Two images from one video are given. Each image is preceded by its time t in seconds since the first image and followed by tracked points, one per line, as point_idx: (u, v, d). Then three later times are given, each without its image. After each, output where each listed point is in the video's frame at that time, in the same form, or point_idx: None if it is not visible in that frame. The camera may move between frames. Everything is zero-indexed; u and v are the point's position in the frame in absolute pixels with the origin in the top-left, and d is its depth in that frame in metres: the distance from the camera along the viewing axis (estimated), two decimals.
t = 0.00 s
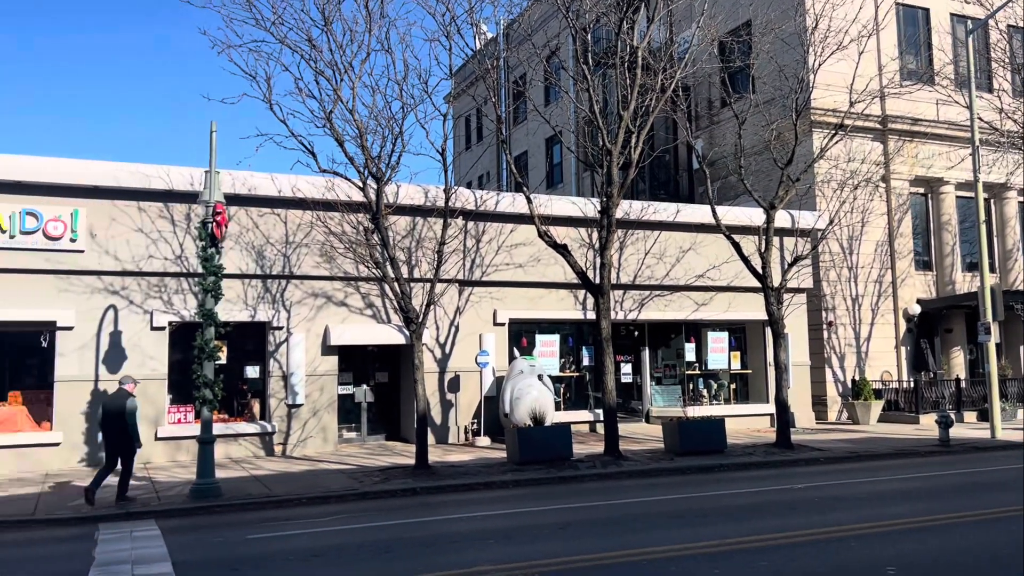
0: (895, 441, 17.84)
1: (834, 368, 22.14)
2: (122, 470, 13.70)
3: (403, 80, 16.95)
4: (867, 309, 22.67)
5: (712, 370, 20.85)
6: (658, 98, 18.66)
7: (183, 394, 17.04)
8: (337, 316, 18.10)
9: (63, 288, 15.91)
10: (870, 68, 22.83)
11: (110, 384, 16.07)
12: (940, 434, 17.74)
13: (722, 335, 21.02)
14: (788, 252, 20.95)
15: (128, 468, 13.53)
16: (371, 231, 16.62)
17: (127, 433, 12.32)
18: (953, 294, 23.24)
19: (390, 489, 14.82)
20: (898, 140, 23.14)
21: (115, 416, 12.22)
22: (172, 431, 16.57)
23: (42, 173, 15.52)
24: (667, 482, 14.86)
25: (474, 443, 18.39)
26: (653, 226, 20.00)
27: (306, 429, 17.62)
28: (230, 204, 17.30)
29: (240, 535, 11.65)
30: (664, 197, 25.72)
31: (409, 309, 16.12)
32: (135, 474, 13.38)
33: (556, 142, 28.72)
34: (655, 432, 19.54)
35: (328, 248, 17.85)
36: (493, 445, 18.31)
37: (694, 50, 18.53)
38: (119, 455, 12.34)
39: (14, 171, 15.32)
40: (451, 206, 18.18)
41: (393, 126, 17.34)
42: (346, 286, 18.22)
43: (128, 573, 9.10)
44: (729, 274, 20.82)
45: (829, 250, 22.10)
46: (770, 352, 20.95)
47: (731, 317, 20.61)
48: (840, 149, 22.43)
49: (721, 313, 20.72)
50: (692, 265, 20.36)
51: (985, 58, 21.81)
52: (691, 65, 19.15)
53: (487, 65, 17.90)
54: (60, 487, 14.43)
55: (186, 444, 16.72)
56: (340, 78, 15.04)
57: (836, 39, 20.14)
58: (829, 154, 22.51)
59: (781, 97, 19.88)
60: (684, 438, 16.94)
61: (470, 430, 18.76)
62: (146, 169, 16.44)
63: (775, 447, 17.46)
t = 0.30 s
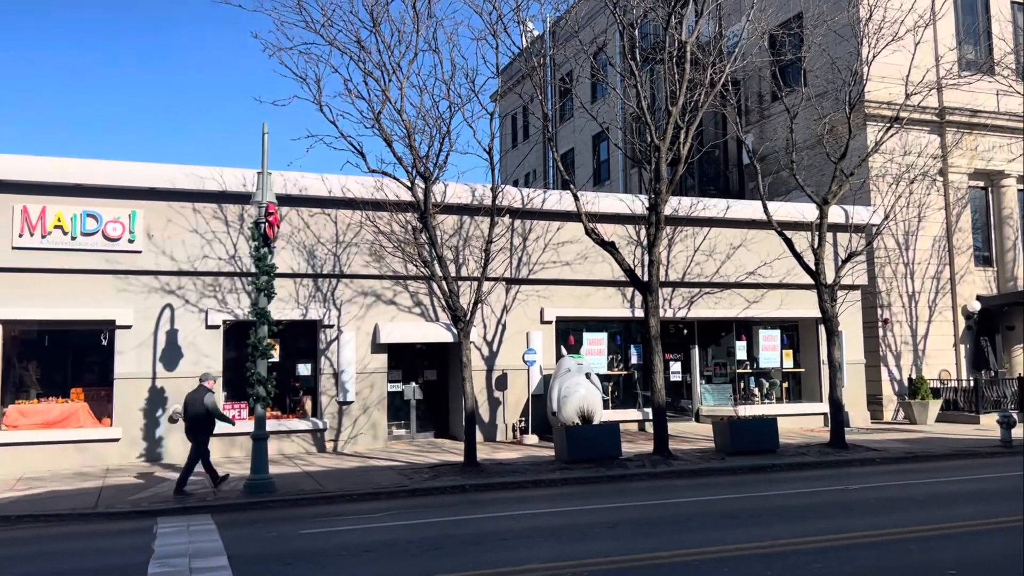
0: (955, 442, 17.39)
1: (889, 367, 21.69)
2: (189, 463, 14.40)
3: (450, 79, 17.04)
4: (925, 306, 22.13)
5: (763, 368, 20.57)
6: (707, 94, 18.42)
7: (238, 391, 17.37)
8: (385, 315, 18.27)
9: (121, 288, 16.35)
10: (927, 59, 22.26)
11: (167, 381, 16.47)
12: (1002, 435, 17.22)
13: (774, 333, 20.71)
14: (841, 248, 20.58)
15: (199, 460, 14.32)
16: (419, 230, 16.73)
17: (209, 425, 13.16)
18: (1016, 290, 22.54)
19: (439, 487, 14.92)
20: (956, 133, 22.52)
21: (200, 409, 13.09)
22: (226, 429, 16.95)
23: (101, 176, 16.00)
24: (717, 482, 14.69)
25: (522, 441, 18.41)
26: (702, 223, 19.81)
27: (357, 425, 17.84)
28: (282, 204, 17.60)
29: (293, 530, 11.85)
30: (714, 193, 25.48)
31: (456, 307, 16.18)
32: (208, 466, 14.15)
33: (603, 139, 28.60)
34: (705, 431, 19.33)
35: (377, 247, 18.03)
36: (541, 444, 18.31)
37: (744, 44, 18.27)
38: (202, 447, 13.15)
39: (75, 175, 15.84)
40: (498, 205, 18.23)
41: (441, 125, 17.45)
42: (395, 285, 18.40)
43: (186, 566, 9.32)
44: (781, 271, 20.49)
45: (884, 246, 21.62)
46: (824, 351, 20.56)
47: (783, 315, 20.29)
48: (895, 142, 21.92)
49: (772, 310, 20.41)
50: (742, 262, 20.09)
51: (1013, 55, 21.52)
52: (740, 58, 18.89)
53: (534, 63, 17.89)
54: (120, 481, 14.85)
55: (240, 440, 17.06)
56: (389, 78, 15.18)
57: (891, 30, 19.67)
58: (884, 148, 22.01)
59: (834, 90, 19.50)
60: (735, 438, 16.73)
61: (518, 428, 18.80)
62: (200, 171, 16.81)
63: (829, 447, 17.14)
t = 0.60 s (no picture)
0: (1020, 443, 16.86)
1: (950, 365, 21.14)
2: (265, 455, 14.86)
3: (498, 78, 17.08)
4: (987, 303, 21.49)
5: (818, 367, 20.20)
6: (759, 88, 18.15)
7: (292, 388, 17.64)
8: (435, 313, 18.39)
9: (178, 288, 16.74)
10: (988, 49, 21.60)
11: (223, 378, 16.81)
12: None
13: (829, 331, 20.31)
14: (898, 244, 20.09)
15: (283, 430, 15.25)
16: (467, 229, 16.81)
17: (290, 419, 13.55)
18: None
19: (489, 484, 14.98)
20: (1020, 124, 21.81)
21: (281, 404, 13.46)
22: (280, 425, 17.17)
23: (159, 179, 16.45)
24: (771, 482, 14.48)
25: (572, 439, 18.33)
26: (754, 219, 19.54)
27: (408, 422, 17.99)
28: (334, 205, 17.87)
29: (346, 526, 12.01)
30: (766, 188, 25.14)
31: (505, 305, 16.20)
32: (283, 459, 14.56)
33: (652, 136, 28.39)
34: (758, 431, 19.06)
35: (426, 246, 18.17)
36: (591, 442, 18.25)
37: (796, 36, 17.94)
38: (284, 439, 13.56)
39: (134, 178, 16.31)
40: (546, 203, 18.21)
41: (489, 124, 17.51)
42: (444, 283, 18.51)
43: (243, 560, 9.51)
44: (836, 267, 20.11)
45: (943, 241, 21.06)
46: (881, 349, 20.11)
47: (838, 312, 19.90)
48: (955, 135, 21.33)
49: (827, 308, 20.02)
50: (795, 259, 19.77)
51: None
52: (793, 51, 18.57)
53: (583, 61, 17.83)
54: (179, 476, 15.22)
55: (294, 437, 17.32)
56: (438, 78, 15.27)
57: (950, 19, 19.12)
58: (943, 140, 21.42)
59: (890, 82, 19.05)
60: (789, 437, 16.45)
61: (568, 427, 18.73)
62: (254, 172, 17.18)
63: (887, 448, 16.76)
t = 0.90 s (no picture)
0: None
1: (1016, 363, 20.52)
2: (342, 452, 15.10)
3: (548, 75, 17.05)
4: None
5: (877, 365, 19.76)
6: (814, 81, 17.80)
7: (346, 386, 17.85)
8: (486, 311, 18.45)
9: (236, 287, 17.09)
10: None
11: (280, 376, 17.11)
12: None
13: (889, 329, 19.83)
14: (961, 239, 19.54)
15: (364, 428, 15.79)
16: (518, 227, 16.83)
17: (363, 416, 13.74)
18: None
19: (542, 482, 14.98)
20: None
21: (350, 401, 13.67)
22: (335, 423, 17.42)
23: (218, 181, 16.82)
24: (830, 483, 14.19)
25: (624, 438, 18.21)
26: (810, 214, 19.19)
27: (459, 420, 18.08)
28: (387, 205, 18.07)
29: (401, 522, 12.13)
30: (822, 182, 24.69)
31: (556, 303, 16.16)
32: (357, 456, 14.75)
33: (704, 131, 28.08)
34: (815, 430, 18.71)
35: (477, 245, 18.23)
36: (643, 441, 18.11)
37: (853, 27, 17.54)
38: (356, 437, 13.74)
39: (193, 181, 16.69)
40: (597, 200, 18.12)
41: (540, 122, 17.51)
42: (495, 282, 18.56)
43: (301, 555, 9.66)
44: (896, 263, 19.63)
45: (1009, 235, 20.38)
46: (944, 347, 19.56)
47: (898, 309, 19.41)
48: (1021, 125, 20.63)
49: (887, 305, 19.56)
50: (854, 255, 19.35)
51: None
52: (850, 42, 18.16)
53: (634, 57, 17.69)
54: (238, 472, 15.54)
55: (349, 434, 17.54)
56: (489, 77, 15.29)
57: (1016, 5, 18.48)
58: (1008, 131, 20.73)
59: (952, 72, 18.50)
60: (847, 437, 16.11)
61: (620, 425, 18.63)
62: (309, 174, 17.42)
63: (950, 448, 16.30)
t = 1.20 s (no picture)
0: None
1: None
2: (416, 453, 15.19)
3: (600, 72, 16.97)
4: None
5: (943, 364, 19.21)
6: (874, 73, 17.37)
7: (401, 384, 18.02)
8: (538, 310, 18.45)
9: (294, 287, 17.40)
10: None
11: (336, 374, 17.37)
12: None
13: (954, 326, 19.28)
14: None
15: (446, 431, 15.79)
16: (570, 225, 16.78)
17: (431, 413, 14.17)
18: None
19: (596, 481, 14.92)
20: None
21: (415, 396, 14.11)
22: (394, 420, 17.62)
23: (276, 183, 17.16)
24: (893, 484, 13.84)
25: (679, 437, 18.03)
26: (871, 209, 18.77)
27: (513, 419, 18.12)
28: (440, 205, 18.21)
29: (456, 519, 12.20)
30: (883, 176, 24.11)
31: (609, 301, 16.05)
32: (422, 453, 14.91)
33: (760, 126, 27.65)
34: (877, 429, 18.26)
35: (529, 243, 18.24)
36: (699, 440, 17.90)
37: (915, 16, 17.07)
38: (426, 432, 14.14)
39: (252, 183, 17.06)
40: (651, 197, 17.98)
41: (592, 119, 17.45)
42: (547, 280, 18.53)
43: (359, 551, 9.79)
44: (961, 259, 19.08)
45: None
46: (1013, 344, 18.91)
47: (964, 306, 18.86)
48: None
49: (953, 301, 19.01)
50: (916, 250, 18.87)
51: None
52: (911, 32, 17.67)
53: (687, 51, 17.49)
54: (296, 468, 15.82)
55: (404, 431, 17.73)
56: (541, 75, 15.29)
57: None
58: None
59: (1020, 60, 17.85)
60: (911, 438, 15.69)
61: (675, 424, 18.45)
62: (364, 174, 17.66)
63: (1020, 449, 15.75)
